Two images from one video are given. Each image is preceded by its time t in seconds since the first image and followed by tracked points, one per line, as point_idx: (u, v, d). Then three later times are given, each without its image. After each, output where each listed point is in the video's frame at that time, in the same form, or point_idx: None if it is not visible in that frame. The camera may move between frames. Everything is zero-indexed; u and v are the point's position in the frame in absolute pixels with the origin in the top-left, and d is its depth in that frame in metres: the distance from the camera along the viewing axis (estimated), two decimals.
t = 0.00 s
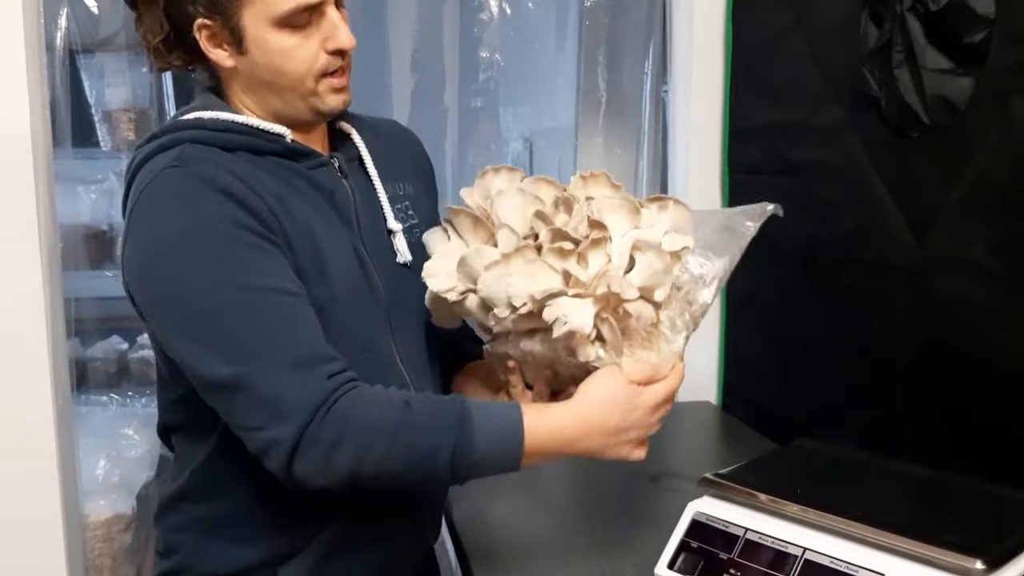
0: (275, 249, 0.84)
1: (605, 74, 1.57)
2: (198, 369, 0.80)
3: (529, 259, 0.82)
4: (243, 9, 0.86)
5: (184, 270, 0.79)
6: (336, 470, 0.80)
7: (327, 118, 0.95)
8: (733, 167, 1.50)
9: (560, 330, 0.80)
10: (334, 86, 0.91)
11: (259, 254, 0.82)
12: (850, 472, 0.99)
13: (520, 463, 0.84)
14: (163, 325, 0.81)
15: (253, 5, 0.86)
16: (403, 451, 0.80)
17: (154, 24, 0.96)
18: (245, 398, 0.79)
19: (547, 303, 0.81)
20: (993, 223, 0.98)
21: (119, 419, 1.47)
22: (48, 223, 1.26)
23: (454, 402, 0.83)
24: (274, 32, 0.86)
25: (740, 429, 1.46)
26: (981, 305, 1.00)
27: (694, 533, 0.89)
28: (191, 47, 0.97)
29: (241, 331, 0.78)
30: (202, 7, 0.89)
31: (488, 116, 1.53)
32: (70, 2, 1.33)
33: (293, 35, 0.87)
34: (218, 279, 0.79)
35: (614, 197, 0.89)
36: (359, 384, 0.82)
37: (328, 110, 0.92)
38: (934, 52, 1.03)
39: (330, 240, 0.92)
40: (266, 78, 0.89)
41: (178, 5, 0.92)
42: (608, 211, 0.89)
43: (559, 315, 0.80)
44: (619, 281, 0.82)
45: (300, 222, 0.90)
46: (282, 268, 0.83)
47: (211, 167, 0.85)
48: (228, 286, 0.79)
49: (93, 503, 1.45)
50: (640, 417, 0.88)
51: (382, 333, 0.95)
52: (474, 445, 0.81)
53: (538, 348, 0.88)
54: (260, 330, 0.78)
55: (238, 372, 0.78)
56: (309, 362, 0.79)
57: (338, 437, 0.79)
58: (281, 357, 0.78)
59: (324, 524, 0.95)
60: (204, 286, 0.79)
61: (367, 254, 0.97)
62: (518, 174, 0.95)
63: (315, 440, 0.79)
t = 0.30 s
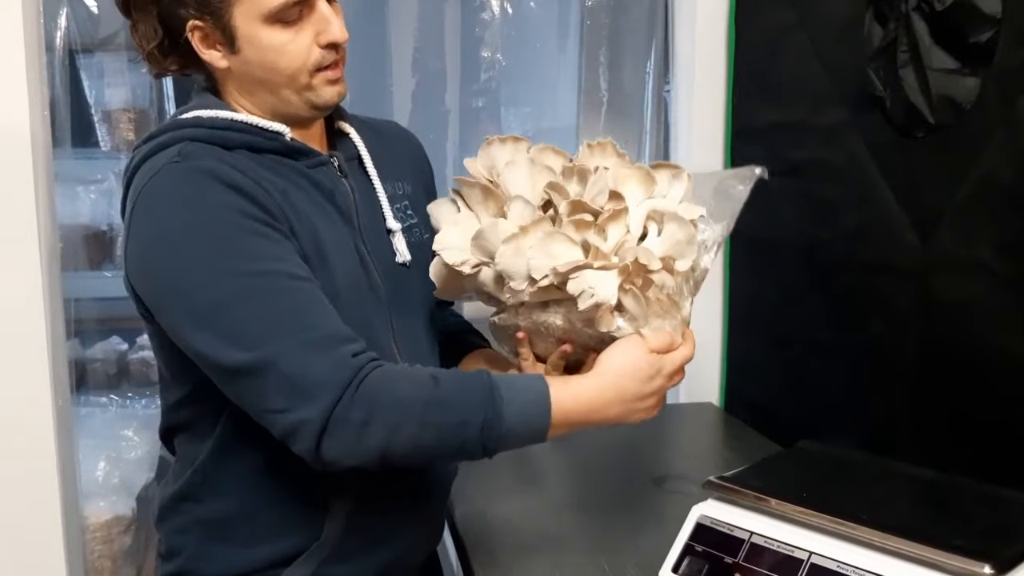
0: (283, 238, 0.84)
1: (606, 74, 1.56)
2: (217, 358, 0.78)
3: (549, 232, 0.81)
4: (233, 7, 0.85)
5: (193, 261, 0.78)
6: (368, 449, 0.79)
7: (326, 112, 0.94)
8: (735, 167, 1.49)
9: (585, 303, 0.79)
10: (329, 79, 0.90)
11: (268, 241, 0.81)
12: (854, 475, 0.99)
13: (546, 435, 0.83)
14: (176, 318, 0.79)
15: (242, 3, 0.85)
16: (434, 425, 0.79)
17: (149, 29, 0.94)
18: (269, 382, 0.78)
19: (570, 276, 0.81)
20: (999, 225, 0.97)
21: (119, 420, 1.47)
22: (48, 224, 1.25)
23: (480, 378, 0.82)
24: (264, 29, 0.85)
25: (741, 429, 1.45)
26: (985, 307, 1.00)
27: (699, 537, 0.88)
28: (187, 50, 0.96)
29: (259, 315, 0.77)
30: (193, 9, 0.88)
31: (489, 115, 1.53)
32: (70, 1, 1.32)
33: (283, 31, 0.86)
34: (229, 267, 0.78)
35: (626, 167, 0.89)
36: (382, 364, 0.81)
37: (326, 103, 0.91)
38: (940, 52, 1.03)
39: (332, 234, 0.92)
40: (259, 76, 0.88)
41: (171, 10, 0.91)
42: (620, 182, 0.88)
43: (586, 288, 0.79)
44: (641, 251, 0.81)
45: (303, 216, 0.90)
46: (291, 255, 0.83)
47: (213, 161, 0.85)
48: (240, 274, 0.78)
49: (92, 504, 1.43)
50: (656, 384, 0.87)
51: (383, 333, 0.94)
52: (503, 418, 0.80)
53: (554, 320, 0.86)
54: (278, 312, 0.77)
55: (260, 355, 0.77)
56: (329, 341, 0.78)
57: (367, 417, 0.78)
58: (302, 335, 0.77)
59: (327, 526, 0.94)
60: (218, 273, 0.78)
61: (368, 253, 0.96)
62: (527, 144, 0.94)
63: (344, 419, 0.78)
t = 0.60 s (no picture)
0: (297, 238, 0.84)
1: (607, 75, 1.56)
2: (241, 359, 0.77)
3: (561, 227, 0.81)
4: (238, 10, 0.84)
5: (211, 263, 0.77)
6: (395, 441, 0.78)
7: (330, 112, 0.94)
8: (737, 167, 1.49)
9: (601, 296, 0.79)
10: (337, 80, 0.90)
11: (282, 239, 0.81)
12: (859, 478, 0.98)
13: (565, 423, 0.82)
14: (197, 320, 0.78)
15: (247, 6, 0.84)
16: (462, 415, 0.79)
17: (150, 32, 0.94)
18: (292, 379, 0.77)
19: (583, 269, 0.81)
20: (1005, 227, 0.96)
21: (117, 422, 1.45)
22: (48, 226, 1.24)
23: (501, 368, 0.82)
24: (272, 31, 0.85)
25: (744, 430, 1.45)
26: (992, 309, 0.99)
27: (703, 541, 0.88)
28: (189, 51, 0.95)
29: (279, 311, 0.77)
30: (196, 11, 0.87)
31: (490, 116, 1.52)
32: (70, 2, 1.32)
33: (290, 33, 0.85)
34: (251, 265, 0.77)
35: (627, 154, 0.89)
36: (402, 358, 0.82)
37: (331, 104, 0.91)
38: (945, 53, 1.01)
39: (341, 232, 0.91)
40: (267, 79, 0.88)
41: (174, 11, 0.90)
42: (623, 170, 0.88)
43: (602, 280, 0.79)
44: (654, 242, 0.83)
45: (313, 216, 0.89)
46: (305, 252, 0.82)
47: (224, 162, 0.84)
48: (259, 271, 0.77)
49: (92, 507, 1.43)
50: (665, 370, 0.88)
51: (389, 334, 0.94)
52: (526, 408, 0.80)
53: (563, 311, 0.86)
54: (301, 308, 0.77)
55: (284, 352, 0.76)
56: (348, 334, 0.78)
57: (393, 411, 0.78)
58: (325, 329, 0.77)
59: (337, 528, 0.94)
60: (238, 270, 0.77)
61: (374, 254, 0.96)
62: (523, 133, 0.92)
63: (370, 410, 0.77)
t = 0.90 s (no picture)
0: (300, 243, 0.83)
1: (609, 75, 1.55)
2: (238, 363, 0.77)
3: (570, 234, 0.79)
4: (245, 10, 0.84)
5: (208, 268, 0.77)
6: (388, 441, 0.77)
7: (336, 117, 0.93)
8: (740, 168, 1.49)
9: (616, 301, 0.78)
10: (342, 84, 0.89)
11: (286, 242, 0.80)
12: (863, 481, 0.98)
13: (561, 429, 0.81)
14: (196, 323, 0.78)
15: (255, 7, 0.84)
16: (461, 421, 0.78)
17: (162, 31, 0.93)
18: (290, 383, 0.76)
19: (595, 276, 0.79)
20: (1009, 230, 0.96)
21: (117, 423, 1.44)
22: (47, 226, 1.24)
23: (495, 374, 0.81)
24: (277, 32, 0.84)
25: (746, 431, 1.45)
26: (994, 311, 0.99)
27: (707, 544, 0.87)
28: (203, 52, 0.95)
29: (277, 314, 0.76)
30: (205, 11, 0.88)
31: (491, 117, 1.51)
32: (70, 1, 1.31)
33: (296, 35, 0.85)
34: (249, 270, 0.77)
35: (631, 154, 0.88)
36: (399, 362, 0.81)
37: (337, 109, 0.90)
38: (952, 55, 0.98)
39: (346, 235, 0.91)
40: (273, 81, 0.87)
41: (185, 11, 0.90)
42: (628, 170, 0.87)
43: (613, 288, 0.78)
44: (663, 248, 0.81)
45: (316, 219, 0.89)
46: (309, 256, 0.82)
47: (228, 166, 0.83)
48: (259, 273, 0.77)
49: (91, 508, 1.43)
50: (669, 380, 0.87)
51: (395, 337, 0.93)
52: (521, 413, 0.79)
53: (570, 312, 0.85)
54: (298, 313, 0.76)
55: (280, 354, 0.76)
56: (345, 338, 0.77)
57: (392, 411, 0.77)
58: (324, 332, 0.76)
59: (342, 530, 0.93)
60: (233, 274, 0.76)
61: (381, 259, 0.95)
62: (525, 137, 0.92)
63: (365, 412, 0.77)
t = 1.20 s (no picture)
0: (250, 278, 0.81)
1: (609, 77, 1.55)
2: (152, 403, 0.78)
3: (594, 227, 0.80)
4: (247, 10, 0.84)
5: (146, 297, 0.77)
6: (265, 506, 0.76)
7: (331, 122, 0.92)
8: (740, 171, 1.48)
9: (638, 293, 0.79)
10: (341, 86, 0.88)
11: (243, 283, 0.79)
12: (864, 484, 0.97)
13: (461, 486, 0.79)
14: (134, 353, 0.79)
15: (256, 7, 0.84)
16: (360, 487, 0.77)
17: (151, 32, 0.93)
18: (187, 433, 0.76)
19: (616, 268, 0.80)
20: (1012, 232, 0.96)
21: (116, 425, 1.45)
22: (47, 228, 1.23)
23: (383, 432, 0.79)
24: (278, 33, 0.84)
25: (748, 434, 1.44)
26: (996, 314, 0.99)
27: (710, 549, 0.87)
28: (192, 53, 0.94)
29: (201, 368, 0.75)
30: (201, 11, 0.87)
31: (491, 118, 1.51)
32: (70, 3, 1.31)
33: (297, 36, 0.85)
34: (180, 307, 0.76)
35: (648, 148, 0.88)
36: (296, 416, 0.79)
37: (333, 111, 0.89)
38: (954, 57, 0.98)
39: (327, 247, 0.88)
40: (271, 82, 0.87)
41: (178, 11, 0.90)
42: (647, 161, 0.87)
43: (636, 279, 0.78)
44: (685, 237, 0.82)
45: (287, 237, 0.85)
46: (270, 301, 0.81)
47: (197, 181, 0.82)
48: (194, 313, 0.76)
49: (91, 511, 1.41)
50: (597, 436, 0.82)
51: (393, 345, 0.91)
52: (417, 483, 0.77)
53: (591, 310, 0.85)
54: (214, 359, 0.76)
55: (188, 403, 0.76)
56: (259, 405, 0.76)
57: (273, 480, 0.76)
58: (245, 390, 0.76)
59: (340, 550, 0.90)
60: (160, 315, 0.76)
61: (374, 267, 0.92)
62: (543, 134, 0.90)
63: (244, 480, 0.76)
